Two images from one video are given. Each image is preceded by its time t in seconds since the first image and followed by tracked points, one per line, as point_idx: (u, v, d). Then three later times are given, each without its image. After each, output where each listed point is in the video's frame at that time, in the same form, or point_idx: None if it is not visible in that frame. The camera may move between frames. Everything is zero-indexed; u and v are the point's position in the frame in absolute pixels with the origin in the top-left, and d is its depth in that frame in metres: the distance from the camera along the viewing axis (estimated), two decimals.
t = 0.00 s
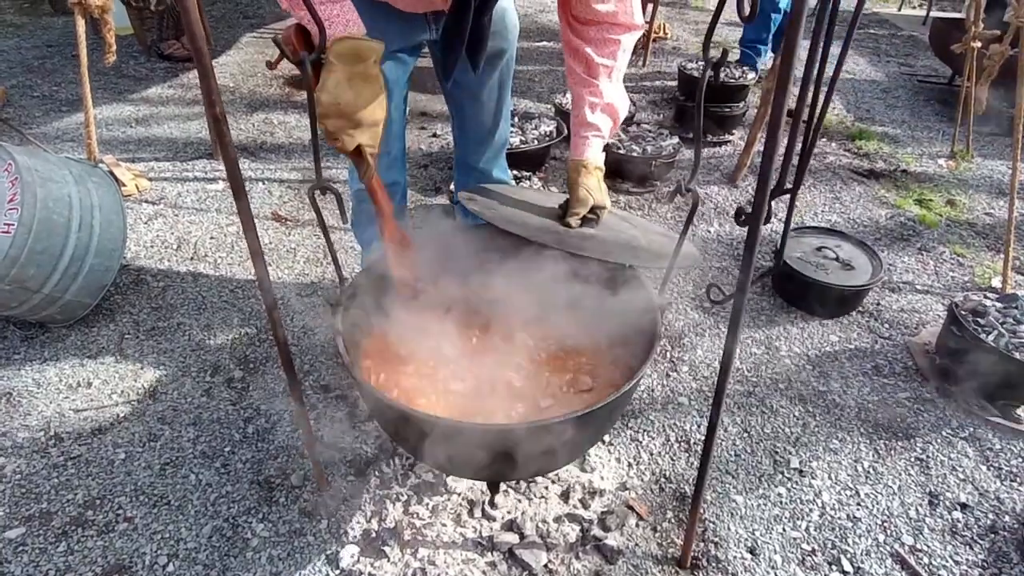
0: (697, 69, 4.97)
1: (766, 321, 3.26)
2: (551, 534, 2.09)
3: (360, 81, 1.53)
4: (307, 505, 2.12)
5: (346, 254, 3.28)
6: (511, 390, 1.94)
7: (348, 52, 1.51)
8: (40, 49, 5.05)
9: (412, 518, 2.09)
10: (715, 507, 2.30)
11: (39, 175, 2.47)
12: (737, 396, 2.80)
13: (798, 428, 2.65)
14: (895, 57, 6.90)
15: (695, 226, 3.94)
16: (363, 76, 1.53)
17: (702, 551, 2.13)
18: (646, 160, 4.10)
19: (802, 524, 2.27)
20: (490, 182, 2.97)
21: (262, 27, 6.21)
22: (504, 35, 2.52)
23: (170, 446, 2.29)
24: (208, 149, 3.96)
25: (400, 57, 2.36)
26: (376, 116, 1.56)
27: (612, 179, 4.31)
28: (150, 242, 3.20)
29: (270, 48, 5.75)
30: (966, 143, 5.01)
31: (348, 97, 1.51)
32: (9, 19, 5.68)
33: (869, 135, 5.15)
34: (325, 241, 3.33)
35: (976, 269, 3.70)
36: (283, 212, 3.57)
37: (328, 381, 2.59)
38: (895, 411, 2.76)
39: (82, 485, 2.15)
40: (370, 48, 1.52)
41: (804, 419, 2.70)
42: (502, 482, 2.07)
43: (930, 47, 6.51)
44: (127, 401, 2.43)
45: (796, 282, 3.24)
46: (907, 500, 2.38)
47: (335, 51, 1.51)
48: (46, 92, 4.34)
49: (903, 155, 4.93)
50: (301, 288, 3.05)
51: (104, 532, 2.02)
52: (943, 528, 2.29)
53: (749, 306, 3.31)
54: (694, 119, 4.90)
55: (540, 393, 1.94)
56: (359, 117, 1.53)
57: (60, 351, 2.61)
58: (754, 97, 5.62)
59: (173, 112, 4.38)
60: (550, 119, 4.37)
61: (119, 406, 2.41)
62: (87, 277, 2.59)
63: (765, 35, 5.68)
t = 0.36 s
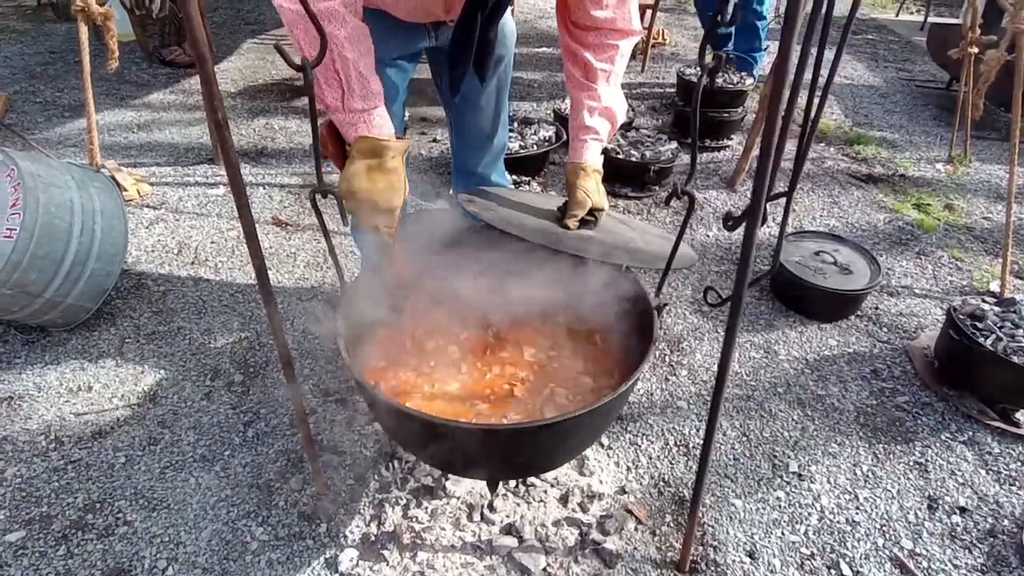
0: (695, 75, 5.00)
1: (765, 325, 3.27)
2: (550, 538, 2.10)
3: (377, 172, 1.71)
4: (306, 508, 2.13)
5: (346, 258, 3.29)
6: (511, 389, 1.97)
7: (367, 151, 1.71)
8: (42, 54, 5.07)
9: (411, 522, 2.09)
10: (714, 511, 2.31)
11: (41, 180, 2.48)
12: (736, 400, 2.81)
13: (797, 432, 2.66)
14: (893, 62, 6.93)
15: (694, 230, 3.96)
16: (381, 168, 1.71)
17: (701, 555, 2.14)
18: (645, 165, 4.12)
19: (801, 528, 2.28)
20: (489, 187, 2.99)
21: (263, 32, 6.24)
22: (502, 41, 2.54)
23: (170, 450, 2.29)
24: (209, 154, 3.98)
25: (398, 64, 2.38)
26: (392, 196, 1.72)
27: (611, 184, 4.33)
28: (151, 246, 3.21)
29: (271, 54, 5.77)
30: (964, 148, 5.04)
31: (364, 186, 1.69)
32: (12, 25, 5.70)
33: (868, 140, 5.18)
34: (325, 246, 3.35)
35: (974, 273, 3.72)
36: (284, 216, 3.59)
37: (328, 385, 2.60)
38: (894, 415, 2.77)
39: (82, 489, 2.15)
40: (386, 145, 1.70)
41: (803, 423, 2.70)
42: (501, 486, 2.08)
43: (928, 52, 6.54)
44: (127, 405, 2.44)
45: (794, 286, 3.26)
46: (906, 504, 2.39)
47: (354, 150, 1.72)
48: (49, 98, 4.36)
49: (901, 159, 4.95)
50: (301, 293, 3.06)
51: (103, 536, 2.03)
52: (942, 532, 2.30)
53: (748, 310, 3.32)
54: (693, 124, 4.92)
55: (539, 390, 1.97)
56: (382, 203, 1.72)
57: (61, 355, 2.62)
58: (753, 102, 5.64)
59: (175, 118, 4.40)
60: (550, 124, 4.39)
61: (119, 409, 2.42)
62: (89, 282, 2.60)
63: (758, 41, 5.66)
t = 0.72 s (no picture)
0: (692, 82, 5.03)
1: (761, 331, 3.28)
2: (545, 545, 2.10)
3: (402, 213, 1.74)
4: (302, 515, 2.13)
5: (344, 264, 3.30)
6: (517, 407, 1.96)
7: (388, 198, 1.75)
8: (42, 60, 5.09)
9: (407, 528, 2.09)
10: (709, 517, 2.31)
11: (39, 186, 2.49)
12: (732, 406, 2.82)
13: (793, 438, 2.67)
14: (889, 69, 6.97)
15: (691, 237, 3.97)
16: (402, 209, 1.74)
17: (696, 562, 2.15)
18: (642, 171, 4.14)
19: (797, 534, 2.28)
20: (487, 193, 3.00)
21: (262, 39, 6.27)
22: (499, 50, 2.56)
23: (166, 456, 2.29)
24: (207, 160, 3.99)
25: (398, 73, 2.40)
26: (418, 239, 1.74)
27: (609, 191, 4.34)
28: (149, 252, 3.22)
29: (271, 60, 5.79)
30: (960, 154, 5.06)
31: (390, 229, 1.72)
32: (12, 31, 5.72)
33: (864, 146, 5.20)
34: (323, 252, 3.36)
35: (969, 279, 3.74)
36: (282, 222, 3.60)
37: (325, 392, 2.61)
38: (889, 421, 2.78)
39: (77, 495, 2.15)
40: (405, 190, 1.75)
41: (799, 429, 2.71)
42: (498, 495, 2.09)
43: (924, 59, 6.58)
44: (123, 411, 2.44)
45: (789, 293, 3.27)
46: (901, 510, 2.40)
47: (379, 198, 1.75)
48: (48, 104, 4.37)
49: (897, 166, 4.98)
50: (299, 299, 3.07)
51: (98, 542, 2.03)
52: (937, 538, 2.31)
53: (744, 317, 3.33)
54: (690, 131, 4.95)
55: (547, 407, 1.97)
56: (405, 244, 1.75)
57: (58, 361, 2.62)
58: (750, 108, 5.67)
59: (174, 124, 4.41)
60: (548, 131, 4.41)
61: (115, 416, 2.42)
62: (87, 287, 2.60)
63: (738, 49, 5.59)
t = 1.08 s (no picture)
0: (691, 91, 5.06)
1: (758, 339, 3.30)
2: (544, 552, 2.10)
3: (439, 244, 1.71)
4: (301, 521, 2.13)
5: (344, 271, 3.31)
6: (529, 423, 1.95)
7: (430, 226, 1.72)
8: (44, 66, 5.11)
9: (406, 535, 2.09)
10: (708, 525, 2.32)
11: (42, 192, 2.50)
12: (730, 413, 2.83)
13: (790, 446, 2.68)
14: (886, 79, 7.02)
15: (689, 245, 4.00)
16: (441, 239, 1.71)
17: (694, 570, 2.16)
18: (640, 179, 4.16)
19: (794, 542, 2.29)
20: (487, 200, 3.02)
21: (264, 46, 6.30)
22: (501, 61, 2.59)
23: (165, 462, 2.30)
24: (208, 166, 4.00)
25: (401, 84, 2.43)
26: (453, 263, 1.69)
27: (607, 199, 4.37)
28: (150, 257, 3.23)
29: (271, 67, 5.82)
30: (956, 164, 5.10)
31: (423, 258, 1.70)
32: (15, 37, 5.74)
33: (861, 155, 5.24)
34: (323, 259, 3.37)
35: (966, 288, 3.76)
36: (282, 228, 3.61)
37: (325, 398, 2.61)
38: (887, 429, 2.79)
39: (76, 500, 2.16)
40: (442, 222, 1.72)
41: (796, 437, 2.73)
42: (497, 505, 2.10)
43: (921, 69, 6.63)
44: (123, 416, 2.44)
45: (787, 301, 3.30)
46: (898, 518, 2.41)
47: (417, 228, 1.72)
48: (51, 109, 4.39)
49: (894, 175, 5.01)
50: (299, 305, 3.08)
51: (97, 548, 2.03)
52: (934, 546, 2.32)
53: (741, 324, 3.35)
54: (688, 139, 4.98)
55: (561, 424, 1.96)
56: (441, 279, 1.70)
57: (58, 366, 2.62)
58: (748, 118, 5.71)
59: (176, 130, 4.43)
60: (547, 139, 4.44)
61: (115, 421, 2.42)
62: (88, 293, 2.60)
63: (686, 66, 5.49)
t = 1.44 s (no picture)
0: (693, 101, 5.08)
1: (759, 348, 3.31)
2: (545, 560, 2.10)
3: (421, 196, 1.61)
4: (303, 527, 2.13)
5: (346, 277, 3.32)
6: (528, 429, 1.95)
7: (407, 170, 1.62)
8: (49, 71, 5.13)
9: (408, 542, 2.09)
10: (709, 534, 2.32)
11: (48, 197, 2.50)
12: (731, 422, 2.83)
13: (791, 456, 2.68)
14: (887, 89, 7.05)
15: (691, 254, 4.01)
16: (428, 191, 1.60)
17: None
18: (642, 188, 4.18)
19: (796, 552, 2.29)
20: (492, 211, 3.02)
21: (268, 53, 6.33)
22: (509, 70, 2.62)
23: (168, 467, 2.29)
24: (213, 172, 4.01)
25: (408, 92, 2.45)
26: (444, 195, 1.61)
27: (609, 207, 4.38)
28: (154, 262, 3.23)
29: (276, 73, 5.84)
30: (956, 175, 5.12)
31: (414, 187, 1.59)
32: (21, 42, 5.77)
33: (862, 166, 5.26)
34: (326, 265, 3.38)
35: (966, 299, 3.77)
36: (285, 234, 3.62)
37: (327, 404, 2.61)
38: (887, 439, 2.79)
39: (79, 505, 2.15)
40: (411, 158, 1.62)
41: (798, 447, 2.73)
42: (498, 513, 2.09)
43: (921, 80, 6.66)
44: (126, 421, 2.44)
45: (787, 310, 3.30)
46: (899, 529, 2.40)
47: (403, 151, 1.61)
48: (56, 114, 4.40)
49: (894, 185, 5.03)
50: (302, 311, 3.08)
51: (99, 553, 2.02)
52: (935, 557, 2.31)
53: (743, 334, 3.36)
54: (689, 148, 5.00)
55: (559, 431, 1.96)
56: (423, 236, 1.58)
57: (61, 371, 2.62)
58: (749, 128, 5.74)
59: (180, 136, 4.45)
60: (549, 147, 4.45)
61: (118, 426, 2.42)
62: (92, 297, 2.60)
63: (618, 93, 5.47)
